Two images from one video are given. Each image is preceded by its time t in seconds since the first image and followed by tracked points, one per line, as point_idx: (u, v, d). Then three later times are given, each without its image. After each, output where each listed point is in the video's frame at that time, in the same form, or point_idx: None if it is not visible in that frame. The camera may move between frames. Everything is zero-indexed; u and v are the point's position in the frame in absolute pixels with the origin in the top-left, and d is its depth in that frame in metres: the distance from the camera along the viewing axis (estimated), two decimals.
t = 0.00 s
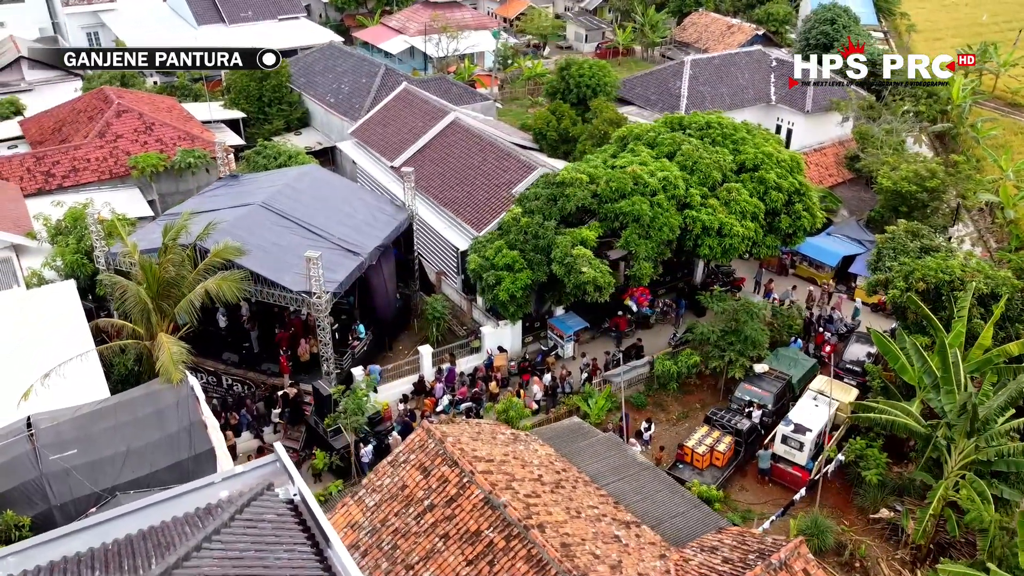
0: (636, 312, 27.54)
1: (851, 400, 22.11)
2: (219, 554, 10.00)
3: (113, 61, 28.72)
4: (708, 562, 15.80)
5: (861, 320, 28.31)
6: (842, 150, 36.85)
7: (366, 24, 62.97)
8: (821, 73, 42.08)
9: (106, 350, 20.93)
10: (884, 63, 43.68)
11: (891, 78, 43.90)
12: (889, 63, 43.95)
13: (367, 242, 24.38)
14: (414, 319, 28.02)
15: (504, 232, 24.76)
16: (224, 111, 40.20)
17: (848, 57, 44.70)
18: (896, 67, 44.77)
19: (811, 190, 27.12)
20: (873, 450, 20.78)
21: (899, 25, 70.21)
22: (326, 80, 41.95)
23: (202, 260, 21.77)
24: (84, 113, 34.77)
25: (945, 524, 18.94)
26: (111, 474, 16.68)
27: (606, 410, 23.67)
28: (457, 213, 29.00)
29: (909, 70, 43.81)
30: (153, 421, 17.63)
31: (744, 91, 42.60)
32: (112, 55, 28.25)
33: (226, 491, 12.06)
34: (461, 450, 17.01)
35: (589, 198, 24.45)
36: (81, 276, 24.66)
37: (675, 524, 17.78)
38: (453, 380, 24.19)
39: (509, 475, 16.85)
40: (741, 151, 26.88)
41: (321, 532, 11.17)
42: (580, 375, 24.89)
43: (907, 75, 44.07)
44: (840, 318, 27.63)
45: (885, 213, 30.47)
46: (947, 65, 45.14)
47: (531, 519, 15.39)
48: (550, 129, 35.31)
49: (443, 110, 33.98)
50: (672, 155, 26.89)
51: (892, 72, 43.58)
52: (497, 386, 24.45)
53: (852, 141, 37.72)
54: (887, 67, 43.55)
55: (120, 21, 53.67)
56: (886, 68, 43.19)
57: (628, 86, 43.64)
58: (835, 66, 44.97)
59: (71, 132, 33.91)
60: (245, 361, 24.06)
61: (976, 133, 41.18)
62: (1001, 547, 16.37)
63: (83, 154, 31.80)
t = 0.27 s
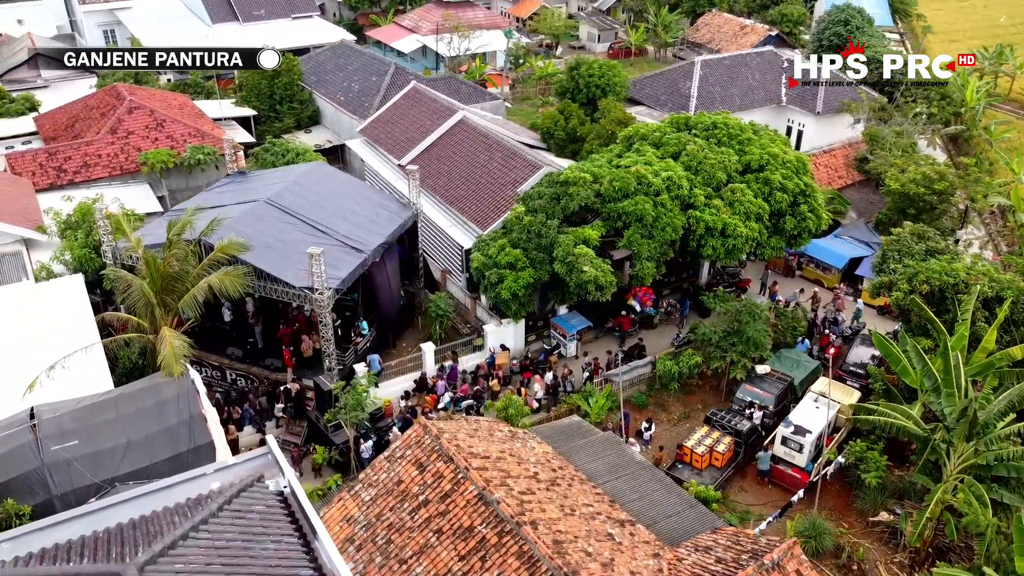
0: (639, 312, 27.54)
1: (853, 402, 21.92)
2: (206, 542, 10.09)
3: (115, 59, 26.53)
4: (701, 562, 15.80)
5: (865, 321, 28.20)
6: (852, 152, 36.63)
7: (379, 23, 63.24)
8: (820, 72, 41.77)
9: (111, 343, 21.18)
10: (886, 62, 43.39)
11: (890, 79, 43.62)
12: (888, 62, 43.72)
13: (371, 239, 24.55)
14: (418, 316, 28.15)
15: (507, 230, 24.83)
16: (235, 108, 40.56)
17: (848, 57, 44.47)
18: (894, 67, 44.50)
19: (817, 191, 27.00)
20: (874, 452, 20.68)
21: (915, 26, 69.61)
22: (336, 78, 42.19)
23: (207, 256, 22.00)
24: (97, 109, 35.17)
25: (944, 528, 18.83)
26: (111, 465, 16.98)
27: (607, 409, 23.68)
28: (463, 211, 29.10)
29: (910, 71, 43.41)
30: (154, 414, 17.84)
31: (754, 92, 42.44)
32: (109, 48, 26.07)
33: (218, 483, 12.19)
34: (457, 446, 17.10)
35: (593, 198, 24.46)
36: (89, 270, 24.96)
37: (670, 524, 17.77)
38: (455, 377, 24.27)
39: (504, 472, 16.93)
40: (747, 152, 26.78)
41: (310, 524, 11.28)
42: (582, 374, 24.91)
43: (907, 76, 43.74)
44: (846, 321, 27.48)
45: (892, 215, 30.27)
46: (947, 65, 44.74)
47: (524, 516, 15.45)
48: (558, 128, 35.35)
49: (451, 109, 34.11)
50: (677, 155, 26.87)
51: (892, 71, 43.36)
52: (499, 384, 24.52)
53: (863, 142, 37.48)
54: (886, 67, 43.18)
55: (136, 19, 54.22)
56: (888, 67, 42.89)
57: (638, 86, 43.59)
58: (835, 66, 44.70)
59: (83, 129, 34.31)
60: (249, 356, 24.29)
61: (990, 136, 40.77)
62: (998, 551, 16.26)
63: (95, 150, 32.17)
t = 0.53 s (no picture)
0: (643, 312, 27.51)
1: (853, 404, 21.96)
2: (193, 533, 10.24)
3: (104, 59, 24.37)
4: (694, 562, 15.81)
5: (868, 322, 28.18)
6: (862, 154, 36.42)
7: (392, 22, 63.49)
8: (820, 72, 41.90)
9: (116, 337, 21.44)
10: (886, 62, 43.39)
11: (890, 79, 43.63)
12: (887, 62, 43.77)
13: (375, 237, 24.70)
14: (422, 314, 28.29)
15: (510, 229, 24.89)
16: (246, 106, 40.92)
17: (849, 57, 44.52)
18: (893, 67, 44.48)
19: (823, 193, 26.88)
20: (873, 455, 20.57)
21: (931, 28, 69.02)
22: (347, 77, 42.42)
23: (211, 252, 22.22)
24: (109, 106, 35.54)
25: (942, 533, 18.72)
26: (112, 457, 17.17)
27: (607, 409, 23.69)
28: (468, 210, 29.21)
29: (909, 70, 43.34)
30: (155, 407, 18.07)
31: (765, 93, 42.27)
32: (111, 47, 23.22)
33: (209, 475, 12.35)
34: (452, 443, 17.18)
35: (595, 197, 24.45)
36: (97, 264, 25.26)
37: (665, 524, 17.77)
38: (456, 375, 24.38)
39: (499, 470, 17.00)
40: (752, 153, 26.71)
41: (298, 516, 11.42)
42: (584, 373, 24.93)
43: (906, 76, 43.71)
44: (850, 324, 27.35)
45: (900, 218, 30.07)
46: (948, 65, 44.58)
47: (517, 513, 15.52)
48: (565, 128, 35.38)
49: (459, 108, 34.24)
50: (682, 156, 26.83)
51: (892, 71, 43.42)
52: (501, 382, 24.59)
53: (873, 145, 37.23)
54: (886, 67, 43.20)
55: (152, 17, 54.68)
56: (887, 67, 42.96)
57: (648, 87, 43.53)
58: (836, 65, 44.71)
59: (96, 125, 34.71)
60: (253, 352, 24.50)
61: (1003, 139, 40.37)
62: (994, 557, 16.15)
63: (106, 146, 32.53)
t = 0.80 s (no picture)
0: (647, 312, 27.48)
1: (855, 407, 21.92)
2: (182, 522, 10.39)
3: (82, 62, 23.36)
4: (688, 562, 15.79)
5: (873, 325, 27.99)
6: (872, 156, 36.19)
7: (406, 22, 63.73)
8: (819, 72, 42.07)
9: (122, 330, 21.70)
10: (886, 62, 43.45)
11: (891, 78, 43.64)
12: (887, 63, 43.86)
13: (379, 235, 24.88)
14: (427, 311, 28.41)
15: (514, 228, 24.96)
16: (258, 104, 41.20)
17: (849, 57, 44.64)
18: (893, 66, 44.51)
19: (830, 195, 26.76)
20: (874, 458, 20.46)
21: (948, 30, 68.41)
22: (358, 76, 42.64)
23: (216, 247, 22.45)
24: (122, 103, 35.93)
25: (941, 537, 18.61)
26: (114, 448, 17.41)
27: (609, 409, 23.71)
28: (474, 208, 29.31)
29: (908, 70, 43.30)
30: (157, 400, 18.29)
31: (776, 95, 42.08)
32: (112, 53, 22.43)
33: (203, 466, 12.52)
34: (449, 439, 17.28)
35: (600, 197, 24.45)
36: (106, 259, 25.54)
37: (662, 523, 17.77)
38: (459, 373, 24.48)
39: (495, 466, 17.09)
40: (758, 154, 26.64)
41: (288, 508, 11.57)
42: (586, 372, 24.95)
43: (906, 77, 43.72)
44: (856, 326, 27.19)
45: (908, 221, 29.88)
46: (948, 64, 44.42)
47: (511, 510, 15.59)
48: (574, 128, 35.42)
49: (467, 108, 34.37)
50: (688, 157, 26.81)
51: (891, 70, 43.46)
52: (503, 380, 24.67)
53: (884, 147, 36.98)
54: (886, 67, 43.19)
55: (168, 16, 55.11)
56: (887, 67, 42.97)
57: (659, 88, 43.46)
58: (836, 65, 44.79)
59: (109, 122, 35.10)
60: (257, 347, 24.72)
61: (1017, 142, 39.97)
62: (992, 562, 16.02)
63: (118, 143, 32.89)
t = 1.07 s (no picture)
0: (653, 312, 27.47)
1: (859, 409, 21.79)
2: (173, 511, 10.56)
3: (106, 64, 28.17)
4: (682, 560, 15.80)
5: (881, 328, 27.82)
6: (885, 158, 35.94)
7: (420, 21, 63.96)
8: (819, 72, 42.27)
9: (129, 323, 21.98)
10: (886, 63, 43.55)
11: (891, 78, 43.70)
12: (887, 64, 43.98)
13: (385, 232, 25.06)
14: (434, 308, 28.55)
15: (519, 227, 25.03)
16: (271, 102, 41.52)
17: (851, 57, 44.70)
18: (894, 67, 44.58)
19: (837, 196, 26.62)
20: (876, 462, 20.36)
21: (968, 32, 67.71)
22: (371, 74, 42.87)
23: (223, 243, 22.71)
24: (137, 100, 36.35)
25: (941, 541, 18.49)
26: (117, 440, 17.72)
27: (611, 408, 23.72)
28: (482, 207, 29.42)
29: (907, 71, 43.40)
30: (160, 392, 18.53)
31: (789, 96, 41.85)
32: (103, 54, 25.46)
33: (198, 456, 12.68)
34: (447, 435, 17.38)
35: (605, 196, 24.45)
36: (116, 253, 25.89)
37: (658, 523, 17.79)
38: (463, 370, 24.60)
39: (492, 463, 17.17)
40: (766, 155, 26.55)
41: (280, 500, 11.71)
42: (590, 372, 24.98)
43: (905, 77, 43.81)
44: (863, 329, 27.05)
45: (918, 224, 29.65)
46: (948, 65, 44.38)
47: (506, 506, 15.67)
48: (583, 127, 35.44)
49: (477, 107, 34.50)
50: (695, 157, 26.78)
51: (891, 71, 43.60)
52: (507, 378, 24.75)
53: (896, 149, 36.71)
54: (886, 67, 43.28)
55: (185, 14, 55.64)
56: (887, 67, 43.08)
57: (671, 88, 43.37)
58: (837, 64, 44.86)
59: (124, 118, 35.53)
60: (264, 342, 24.95)
61: None
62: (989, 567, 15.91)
63: (132, 139, 33.29)
